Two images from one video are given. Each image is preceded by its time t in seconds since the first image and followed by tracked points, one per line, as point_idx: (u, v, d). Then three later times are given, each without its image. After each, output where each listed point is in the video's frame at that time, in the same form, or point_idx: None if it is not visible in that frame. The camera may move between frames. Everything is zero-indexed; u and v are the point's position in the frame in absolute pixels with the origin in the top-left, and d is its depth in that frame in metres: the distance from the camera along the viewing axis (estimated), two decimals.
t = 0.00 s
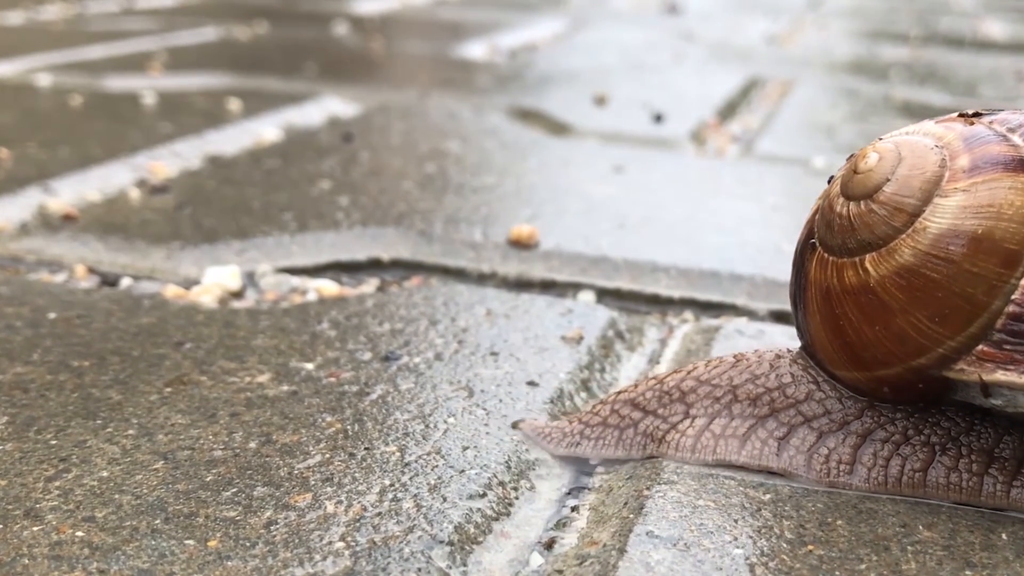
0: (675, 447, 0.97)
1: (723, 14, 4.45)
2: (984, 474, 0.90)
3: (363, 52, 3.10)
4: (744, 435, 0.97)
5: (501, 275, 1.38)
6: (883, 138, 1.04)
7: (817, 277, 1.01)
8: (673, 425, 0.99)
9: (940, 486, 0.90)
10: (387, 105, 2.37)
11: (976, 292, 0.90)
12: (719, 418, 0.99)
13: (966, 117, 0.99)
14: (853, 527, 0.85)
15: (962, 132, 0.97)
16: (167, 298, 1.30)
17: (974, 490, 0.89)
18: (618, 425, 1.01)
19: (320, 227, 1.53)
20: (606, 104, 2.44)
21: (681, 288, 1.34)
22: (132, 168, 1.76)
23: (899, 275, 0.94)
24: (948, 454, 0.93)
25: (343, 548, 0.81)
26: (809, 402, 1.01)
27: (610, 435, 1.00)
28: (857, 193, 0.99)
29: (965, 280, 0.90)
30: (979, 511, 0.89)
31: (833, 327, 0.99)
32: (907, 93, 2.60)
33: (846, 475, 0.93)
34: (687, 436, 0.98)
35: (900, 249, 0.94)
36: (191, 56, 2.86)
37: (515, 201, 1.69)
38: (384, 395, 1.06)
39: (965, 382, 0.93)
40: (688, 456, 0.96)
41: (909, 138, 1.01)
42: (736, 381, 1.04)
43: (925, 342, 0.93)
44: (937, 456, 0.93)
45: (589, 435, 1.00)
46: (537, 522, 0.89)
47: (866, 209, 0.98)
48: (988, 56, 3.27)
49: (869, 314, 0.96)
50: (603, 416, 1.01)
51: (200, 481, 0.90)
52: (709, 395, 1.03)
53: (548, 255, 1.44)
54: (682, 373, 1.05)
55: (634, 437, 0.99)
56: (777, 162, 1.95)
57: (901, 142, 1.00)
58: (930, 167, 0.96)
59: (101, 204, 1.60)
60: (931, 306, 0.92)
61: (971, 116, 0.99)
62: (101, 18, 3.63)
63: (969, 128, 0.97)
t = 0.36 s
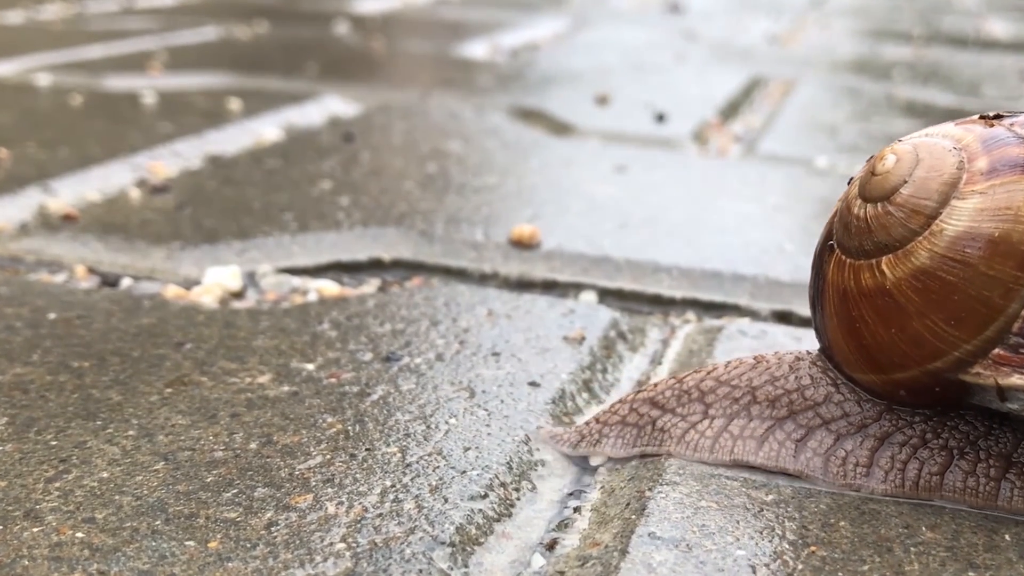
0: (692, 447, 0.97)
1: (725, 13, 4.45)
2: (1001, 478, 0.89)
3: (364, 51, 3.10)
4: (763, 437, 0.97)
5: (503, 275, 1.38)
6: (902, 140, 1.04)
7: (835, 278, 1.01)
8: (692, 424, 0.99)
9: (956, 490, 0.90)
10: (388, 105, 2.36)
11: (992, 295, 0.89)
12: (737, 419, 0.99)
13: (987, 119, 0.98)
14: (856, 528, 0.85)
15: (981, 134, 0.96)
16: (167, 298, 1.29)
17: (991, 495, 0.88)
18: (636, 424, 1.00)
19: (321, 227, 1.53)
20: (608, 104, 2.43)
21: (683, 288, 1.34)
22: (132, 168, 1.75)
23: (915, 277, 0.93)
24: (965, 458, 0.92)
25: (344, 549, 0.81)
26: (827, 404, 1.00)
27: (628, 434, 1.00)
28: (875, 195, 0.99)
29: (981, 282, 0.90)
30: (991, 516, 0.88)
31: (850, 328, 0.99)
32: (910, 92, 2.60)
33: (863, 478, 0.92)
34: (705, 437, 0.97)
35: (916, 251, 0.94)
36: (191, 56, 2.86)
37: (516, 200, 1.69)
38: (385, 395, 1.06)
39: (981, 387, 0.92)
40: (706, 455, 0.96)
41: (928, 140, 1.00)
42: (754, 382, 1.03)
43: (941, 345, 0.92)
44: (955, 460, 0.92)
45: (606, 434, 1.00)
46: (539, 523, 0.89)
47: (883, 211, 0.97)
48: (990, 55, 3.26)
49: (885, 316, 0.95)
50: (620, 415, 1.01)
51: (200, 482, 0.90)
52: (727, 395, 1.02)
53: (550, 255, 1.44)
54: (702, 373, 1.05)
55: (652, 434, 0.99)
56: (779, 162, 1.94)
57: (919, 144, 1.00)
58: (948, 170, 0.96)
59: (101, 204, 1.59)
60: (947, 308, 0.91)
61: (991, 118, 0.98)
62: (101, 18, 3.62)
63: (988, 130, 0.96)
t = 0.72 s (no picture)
0: (710, 447, 0.96)
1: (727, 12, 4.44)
2: (1020, 483, 0.88)
3: (364, 50, 3.09)
4: (780, 437, 0.96)
5: (504, 275, 1.37)
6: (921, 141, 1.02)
7: (853, 278, 0.99)
8: (710, 423, 0.98)
9: (973, 493, 0.89)
10: (389, 103, 2.36)
11: (1010, 297, 0.88)
12: (755, 419, 0.98)
13: (1008, 120, 0.97)
14: (859, 528, 0.85)
15: (1001, 135, 0.94)
16: (167, 297, 1.29)
17: (1008, 499, 0.87)
18: (654, 420, 0.99)
19: (321, 226, 1.52)
20: (609, 102, 2.43)
21: (686, 287, 1.34)
22: (132, 167, 1.75)
23: (933, 278, 0.92)
24: (984, 462, 0.91)
25: (344, 549, 0.80)
26: (846, 405, 0.99)
27: (646, 430, 0.99)
28: (893, 195, 0.97)
29: (999, 284, 0.89)
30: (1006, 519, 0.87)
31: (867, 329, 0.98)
32: (912, 91, 2.59)
33: (880, 480, 0.91)
34: (723, 438, 0.96)
35: (934, 252, 0.93)
36: (191, 55, 2.85)
37: (517, 199, 1.68)
38: (386, 395, 1.05)
39: (997, 389, 0.91)
40: (723, 455, 0.95)
41: (947, 140, 0.99)
42: (773, 382, 1.02)
43: (958, 347, 0.91)
44: (973, 463, 0.91)
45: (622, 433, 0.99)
46: (540, 524, 0.88)
47: (902, 211, 0.96)
48: (993, 53, 3.26)
49: (902, 317, 0.94)
50: (638, 412, 1.00)
51: (200, 482, 0.89)
52: (745, 395, 1.01)
53: (551, 254, 1.43)
54: (721, 373, 1.04)
55: (671, 430, 0.98)
56: (781, 161, 1.94)
57: (938, 144, 0.98)
58: (967, 170, 0.94)
59: (101, 203, 1.59)
60: (964, 310, 0.91)
61: (1013, 119, 0.97)
62: (101, 16, 3.61)
63: (1009, 130, 0.94)
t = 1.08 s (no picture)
0: (726, 451, 0.95)
1: (729, 15, 4.44)
2: None
3: (365, 53, 3.09)
4: (797, 442, 0.95)
5: (505, 278, 1.37)
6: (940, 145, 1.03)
7: (870, 283, 1.00)
8: (727, 427, 0.97)
9: (989, 501, 0.88)
10: (390, 106, 2.35)
11: None
12: (772, 424, 0.97)
13: None
14: (861, 532, 0.84)
15: (1020, 140, 0.94)
16: (167, 301, 1.28)
17: None
18: (672, 420, 0.99)
19: (322, 229, 1.52)
20: (611, 105, 2.43)
21: (687, 291, 1.33)
22: (131, 170, 1.75)
23: (948, 284, 0.92)
24: (1000, 470, 0.90)
25: (345, 553, 0.80)
26: (863, 411, 0.98)
27: (664, 431, 0.98)
28: (910, 201, 0.98)
29: (1014, 290, 0.88)
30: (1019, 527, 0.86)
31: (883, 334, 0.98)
32: (914, 94, 2.59)
33: (896, 487, 0.90)
34: (739, 442, 0.96)
35: (950, 258, 0.93)
36: (192, 58, 2.85)
37: (518, 202, 1.68)
38: (387, 399, 1.05)
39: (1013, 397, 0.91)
40: (738, 459, 0.94)
41: (966, 145, 0.99)
42: (790, 387, 1.01)
43: (973, 353, 0.91)
44: (989, 471, 0.90)
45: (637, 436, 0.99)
46: (540, 528, 0.88)
47: (918, 217, 0.97)
48: (996, 57, 3.26)
49: (917, 322, 0.94)
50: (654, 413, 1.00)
51: (200, 486, 0.89)
52: (762, 399, 1.00)
53: (552, 257, 1.43)
54: (739, 377, 1.03)
55: (688, 433, 0.98)
56: (783, 164, 1.94)
57: (957, 150, 0.99)
58: (984, 175, 0.94)
59: (101, 206, 1.58)
60: (979, 316, 0.90)
61: None
62: (101, 19, 3.61)
63: None
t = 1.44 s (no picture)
0: (742, 454, 0.95)
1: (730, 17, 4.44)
2: None
3: (365, 55, 3.09)
4: (813, 447, 0.94)
5: (506, 281, 1.37)
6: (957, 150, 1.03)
7: (887, 287, 0.99)
8: (744, 430, 0.97)
9: (1005, 508, 0.86)
10: (391, 109, 2.35)
11: None
12: (789, 428, 0.96)
13: None
14: (863, 536, 0.84)
15: None
16: (167, 303, 1.28)
17: None
18: (689, 420, 0.98)
19: (323, 231, 1.52)
20: (612, 107, 2.43)
21: (689, 293, 1.33)
22: (132, 172, 1.74)
23: (964, 289, 0.92)
24: (1017, 478, 0.88)
25: (346, 557, 0.80)
26: (880, 415, 0.97)
27: (681, 430, 0.98)
28: (927, 205, 0.98)
29: None
30: None
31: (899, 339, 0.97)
32: (916, 96, 2.59)
33: (912, 493, 0.89)
34: (756, 446, 0.95)
35: (966, 263, 0.93)
36: (192, 60, 2.85)
37: (520, 205, 1.68)
38: (387, 402, 1.05)
39: None
40: (754, 463, 0.94)
41: (984, 150, 1.00)
42: (808, 391, 1.00)
43: (988, 358, 0.90)
44: (1006, 478, 0.88)
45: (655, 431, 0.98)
46: (541, 531, 0.87)
47: (935, 221, 0.97)
48: (998, 59, 3.26)
49: (933, 328, 0.94)
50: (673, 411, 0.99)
51: (201, 490, 0.89)
52: (780, 403, 0.99)
53: (554, 260, 1.43)
54: (757, 381, 1.02)
55: (705, 434, 0.97)
56: (785, 166, 1.93)
57: (974, 154, 0.99)
58: (1002, 180, 0.95)
59: (101, 208, 1.58)
60: (994, 321, 0.90)
61: None
62: (101, 21, 3.61)
63: None
